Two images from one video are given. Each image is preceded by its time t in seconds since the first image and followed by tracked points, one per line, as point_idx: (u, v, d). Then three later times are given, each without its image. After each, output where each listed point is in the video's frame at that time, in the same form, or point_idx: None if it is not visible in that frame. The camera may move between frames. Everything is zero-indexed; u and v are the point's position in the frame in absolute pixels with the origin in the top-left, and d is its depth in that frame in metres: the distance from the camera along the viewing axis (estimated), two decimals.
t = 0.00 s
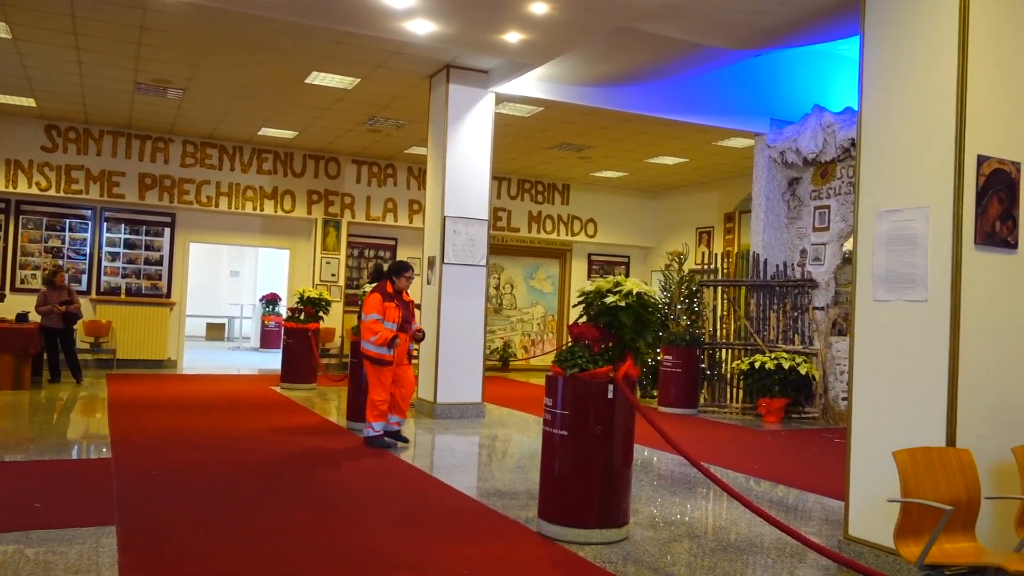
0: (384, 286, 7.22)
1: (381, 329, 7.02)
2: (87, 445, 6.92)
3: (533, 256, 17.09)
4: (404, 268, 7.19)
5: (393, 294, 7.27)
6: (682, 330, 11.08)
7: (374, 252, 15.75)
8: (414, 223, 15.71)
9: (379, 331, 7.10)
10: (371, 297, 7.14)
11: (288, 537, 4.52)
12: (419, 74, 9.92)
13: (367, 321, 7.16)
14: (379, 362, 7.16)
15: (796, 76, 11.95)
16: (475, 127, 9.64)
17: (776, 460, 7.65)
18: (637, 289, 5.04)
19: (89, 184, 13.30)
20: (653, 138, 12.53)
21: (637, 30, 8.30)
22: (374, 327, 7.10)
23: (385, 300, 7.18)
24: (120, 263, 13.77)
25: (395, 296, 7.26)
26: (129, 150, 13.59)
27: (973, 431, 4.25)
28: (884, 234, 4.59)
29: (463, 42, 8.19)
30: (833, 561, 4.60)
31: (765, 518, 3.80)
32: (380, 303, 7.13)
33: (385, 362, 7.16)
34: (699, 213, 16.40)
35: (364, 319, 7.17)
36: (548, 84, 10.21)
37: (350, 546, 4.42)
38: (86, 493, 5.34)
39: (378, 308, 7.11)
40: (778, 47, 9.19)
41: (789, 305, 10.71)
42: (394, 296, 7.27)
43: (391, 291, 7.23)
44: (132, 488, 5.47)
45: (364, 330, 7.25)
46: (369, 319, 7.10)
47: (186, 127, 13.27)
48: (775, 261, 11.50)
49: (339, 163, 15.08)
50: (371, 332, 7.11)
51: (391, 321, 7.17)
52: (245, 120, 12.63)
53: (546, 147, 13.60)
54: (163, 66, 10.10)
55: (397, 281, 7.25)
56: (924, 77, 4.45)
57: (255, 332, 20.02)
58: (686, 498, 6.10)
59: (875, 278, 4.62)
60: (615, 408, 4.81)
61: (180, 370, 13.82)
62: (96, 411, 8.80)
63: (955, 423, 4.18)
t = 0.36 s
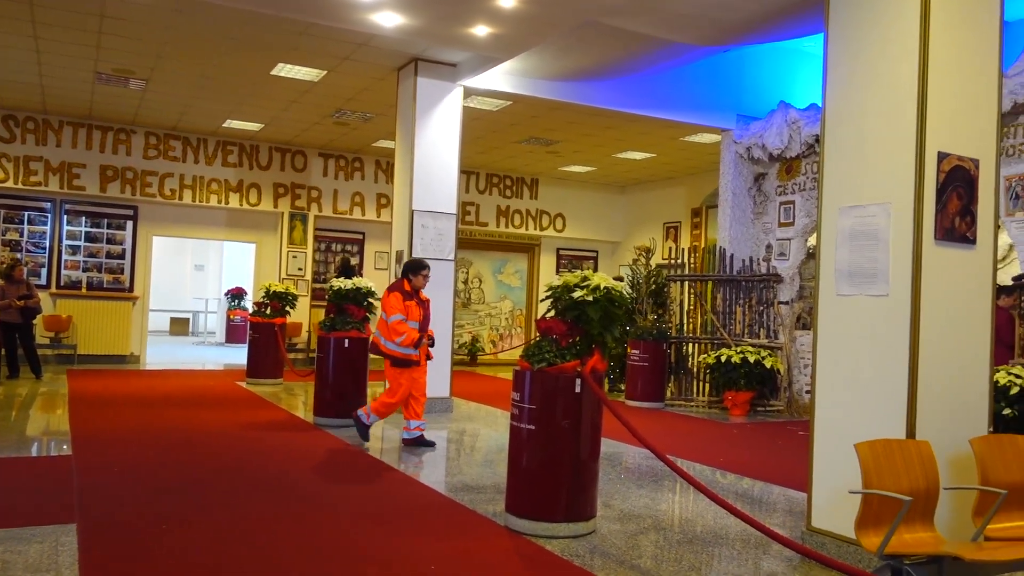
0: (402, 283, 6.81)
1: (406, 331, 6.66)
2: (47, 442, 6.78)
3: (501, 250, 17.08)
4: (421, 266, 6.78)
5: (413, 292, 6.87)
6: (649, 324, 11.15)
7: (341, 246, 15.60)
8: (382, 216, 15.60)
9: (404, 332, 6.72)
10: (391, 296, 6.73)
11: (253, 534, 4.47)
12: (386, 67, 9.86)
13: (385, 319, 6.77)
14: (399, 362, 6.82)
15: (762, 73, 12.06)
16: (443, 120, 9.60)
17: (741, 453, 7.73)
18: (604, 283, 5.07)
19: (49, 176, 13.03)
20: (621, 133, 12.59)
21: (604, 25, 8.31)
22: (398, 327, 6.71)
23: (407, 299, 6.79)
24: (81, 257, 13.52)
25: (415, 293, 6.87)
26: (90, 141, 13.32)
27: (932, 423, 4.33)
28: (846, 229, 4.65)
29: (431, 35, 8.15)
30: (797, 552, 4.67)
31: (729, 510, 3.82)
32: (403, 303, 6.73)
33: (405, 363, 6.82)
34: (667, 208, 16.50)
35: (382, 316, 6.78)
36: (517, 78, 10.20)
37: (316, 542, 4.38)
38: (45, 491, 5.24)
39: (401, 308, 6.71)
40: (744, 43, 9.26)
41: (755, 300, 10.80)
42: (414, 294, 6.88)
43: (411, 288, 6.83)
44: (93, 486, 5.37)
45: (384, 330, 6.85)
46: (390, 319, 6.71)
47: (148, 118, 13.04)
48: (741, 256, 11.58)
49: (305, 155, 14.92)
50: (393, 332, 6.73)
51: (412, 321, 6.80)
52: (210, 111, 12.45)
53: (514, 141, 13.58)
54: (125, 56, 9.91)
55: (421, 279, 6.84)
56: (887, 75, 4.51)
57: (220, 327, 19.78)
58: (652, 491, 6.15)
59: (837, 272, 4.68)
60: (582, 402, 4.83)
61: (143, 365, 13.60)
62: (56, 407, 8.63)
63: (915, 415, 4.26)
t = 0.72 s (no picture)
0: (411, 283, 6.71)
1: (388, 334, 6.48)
2: (4, 440, 6.63)
3: (468, 244, 17.06)
4: (432, 265, 6.59)
5: (421, 292, 6.71)
6: (616, 317, 11.22)
7: (306, 240, 15.46)
8: (348, 210, 15.48)
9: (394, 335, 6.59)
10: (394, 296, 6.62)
11: (215, 531, 4.41)
12: (351, 59, 9.77)
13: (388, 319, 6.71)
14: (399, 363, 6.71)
15: (727, 67, 12.16)
16: (409, 113, 9.53)
17: (705, 444, 7.81)
18: (571, 276, 5.06)
19: (4, 167, 12.72)
20: (587, 127, 12.63)
21: (570, 19, 8.32)
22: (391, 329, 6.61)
23: (409, 299, 6.63)
24: (39, 250, 13.24)
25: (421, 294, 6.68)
26: (47, 133, 13.02)
27: (892, 413, 4.40)
28: (809, 222, 4.71)
29: (396, 27, 8.09)
30: (760, 541, 4.73)
31: (695, 502, 3.78)
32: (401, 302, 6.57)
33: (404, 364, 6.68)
34: (633, 202, 16.59)
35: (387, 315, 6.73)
36: (482, 71, 10.17)
37: (279, 539, 4.33)
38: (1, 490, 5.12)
39: (400, 308, 6.55)
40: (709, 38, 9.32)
41: (719, 293, 10.91)
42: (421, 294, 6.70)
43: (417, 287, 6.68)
44: (52, 484, 5.27)
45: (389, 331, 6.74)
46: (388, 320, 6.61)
47: (108, 109, 12.79)
48: (706, 249, 11.77)
49: (269, 148, 14.75)
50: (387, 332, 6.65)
51: (412, 322, 6.64)
52: (172, 102, 12.25)
53: (481, 134, 13.55)
54: (83, 46, 9.71)
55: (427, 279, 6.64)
56: (849, 71, 4.56)
57: (183, 321, 19.51)
58: (618, 483, 6.21)
59: (800, 265, 4.74)
60: (549, 394, 4.84)
61: (104, 361, 13.37)
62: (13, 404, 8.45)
63: (874, 405, 4.33)
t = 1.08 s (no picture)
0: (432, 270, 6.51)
1: (430, 324, 6.34)
2: None
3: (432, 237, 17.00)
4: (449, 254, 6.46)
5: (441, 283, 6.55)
6: (581, 310, 11.21)
7: (268, 233, 15.28)
8: (310, 203, 15.32)
9: (436, 323, 6.43)
10: (417, 285, 6.49)
11: (173, 529, 4.32)
12: (313, 50, 9.65)
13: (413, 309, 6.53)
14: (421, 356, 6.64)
15: (690, 62, 12.24)
16: (371, 105, 9.44)
17: (668, 436, 7.86)
18: (535, 270, 5.04)
19: None
20: (551, 120, 12.63)
21: (534, 11, 8.30)
22: (426, 319, 6.42)
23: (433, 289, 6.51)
24: None
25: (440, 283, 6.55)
26: None
27: (850, 404, 4.46)
28: (770, 216, 4.75)
29: (358, 17, 8.01)
30: (722, 532, 4.78)
31: (656, 493, 3.77)
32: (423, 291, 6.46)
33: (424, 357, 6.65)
34: (597, 196, 16.64)
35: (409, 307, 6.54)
36: (446, 63, 10.11)
37: (239, 536, 4.25)
38: None
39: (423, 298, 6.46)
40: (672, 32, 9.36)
41: (682, 286, 11.04)
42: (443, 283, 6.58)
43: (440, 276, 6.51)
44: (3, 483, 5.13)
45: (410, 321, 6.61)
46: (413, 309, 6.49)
47: (62, 98, 12.48)
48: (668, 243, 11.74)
49: (229, 140, 14.52)
50: (422, 323, 6.43)
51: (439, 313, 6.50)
52: (128, 93, 11.99)
53: (445, 127, 13.48)
54: (35, 33, 9.45)
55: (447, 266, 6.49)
56: (809, 64, 4.60)
57: (141, 316, 19.17)
58: (582, 475, 6.22)
59: (761, 258, 4.78)
60: (513, 388, 4.82)
61: (59, 356, 13.08)
62: None
63: (833, 396, 4.39)
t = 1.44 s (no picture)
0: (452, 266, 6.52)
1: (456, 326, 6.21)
2: None
3: (394, 231, 16.91)
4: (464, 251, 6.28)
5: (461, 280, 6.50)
6: (542, 304, 11.15)
7: (226, 226, 15.05)
8: (269, 195, 15.12)
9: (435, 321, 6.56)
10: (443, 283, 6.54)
11: (128, 527, 4.24)
12: (273, 40, 9.51)
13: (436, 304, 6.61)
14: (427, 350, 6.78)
15: (651, 58, 12.31)
16: (332, 96, 9.33)
17: (628, 430, 7.93)
18: (496, 264, 4.97)
19: None
20: (514, 114, 12.62)
21: (497, 5, 8.28)
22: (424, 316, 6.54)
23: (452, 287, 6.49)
24: None
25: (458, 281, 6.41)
26: None
27: (806, 396, 4.53)
28: (730, 211, 4.80)
29: (319, 8, 7.91)
30: (681, 524, 4.83)
31: (615, 484, 3.74)
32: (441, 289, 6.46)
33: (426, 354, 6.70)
34: (559, 190, 16.68)
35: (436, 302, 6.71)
36: (407, 56, 10.05)
37: (196, 533, 4.18)
38: None
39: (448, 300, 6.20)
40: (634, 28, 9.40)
41: (643, 281, 11.07)
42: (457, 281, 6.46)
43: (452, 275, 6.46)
44: None
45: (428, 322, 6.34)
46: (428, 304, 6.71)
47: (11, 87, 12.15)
48: (630, 238, 11.90)
49: (187, 131, 14.26)
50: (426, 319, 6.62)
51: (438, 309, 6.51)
52: (81, 81, 11.71)
53: (406, 120, 13.39)
54: None
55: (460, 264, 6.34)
56: (769, 61, 4.65)
57: (94, 310, 18.77)
58: (543, 469, 6.23)
59: (720, 253, 4.84)
60: (474, 382, 4.82)
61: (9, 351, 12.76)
62: None
63: (790, 390, 4.45)
